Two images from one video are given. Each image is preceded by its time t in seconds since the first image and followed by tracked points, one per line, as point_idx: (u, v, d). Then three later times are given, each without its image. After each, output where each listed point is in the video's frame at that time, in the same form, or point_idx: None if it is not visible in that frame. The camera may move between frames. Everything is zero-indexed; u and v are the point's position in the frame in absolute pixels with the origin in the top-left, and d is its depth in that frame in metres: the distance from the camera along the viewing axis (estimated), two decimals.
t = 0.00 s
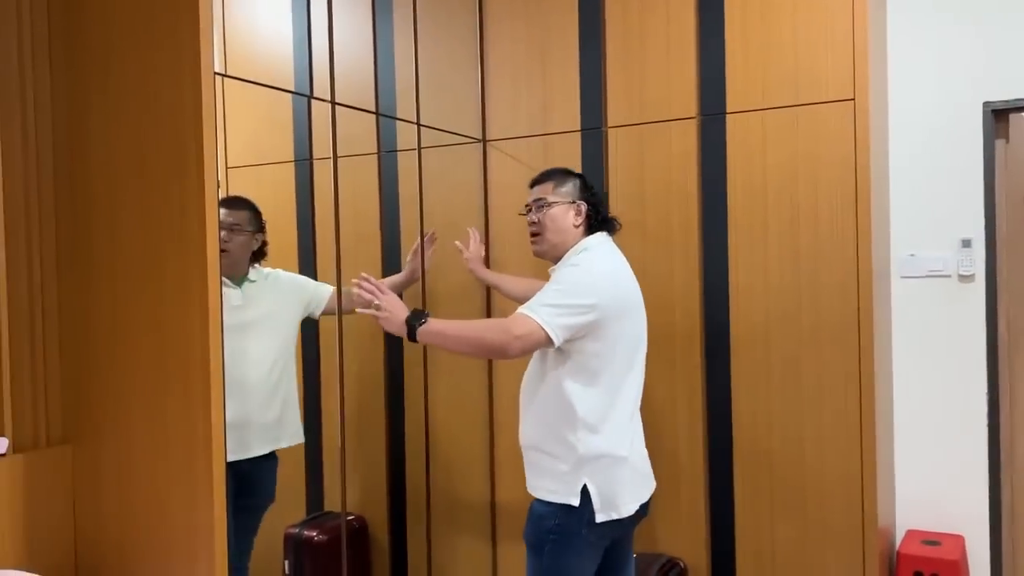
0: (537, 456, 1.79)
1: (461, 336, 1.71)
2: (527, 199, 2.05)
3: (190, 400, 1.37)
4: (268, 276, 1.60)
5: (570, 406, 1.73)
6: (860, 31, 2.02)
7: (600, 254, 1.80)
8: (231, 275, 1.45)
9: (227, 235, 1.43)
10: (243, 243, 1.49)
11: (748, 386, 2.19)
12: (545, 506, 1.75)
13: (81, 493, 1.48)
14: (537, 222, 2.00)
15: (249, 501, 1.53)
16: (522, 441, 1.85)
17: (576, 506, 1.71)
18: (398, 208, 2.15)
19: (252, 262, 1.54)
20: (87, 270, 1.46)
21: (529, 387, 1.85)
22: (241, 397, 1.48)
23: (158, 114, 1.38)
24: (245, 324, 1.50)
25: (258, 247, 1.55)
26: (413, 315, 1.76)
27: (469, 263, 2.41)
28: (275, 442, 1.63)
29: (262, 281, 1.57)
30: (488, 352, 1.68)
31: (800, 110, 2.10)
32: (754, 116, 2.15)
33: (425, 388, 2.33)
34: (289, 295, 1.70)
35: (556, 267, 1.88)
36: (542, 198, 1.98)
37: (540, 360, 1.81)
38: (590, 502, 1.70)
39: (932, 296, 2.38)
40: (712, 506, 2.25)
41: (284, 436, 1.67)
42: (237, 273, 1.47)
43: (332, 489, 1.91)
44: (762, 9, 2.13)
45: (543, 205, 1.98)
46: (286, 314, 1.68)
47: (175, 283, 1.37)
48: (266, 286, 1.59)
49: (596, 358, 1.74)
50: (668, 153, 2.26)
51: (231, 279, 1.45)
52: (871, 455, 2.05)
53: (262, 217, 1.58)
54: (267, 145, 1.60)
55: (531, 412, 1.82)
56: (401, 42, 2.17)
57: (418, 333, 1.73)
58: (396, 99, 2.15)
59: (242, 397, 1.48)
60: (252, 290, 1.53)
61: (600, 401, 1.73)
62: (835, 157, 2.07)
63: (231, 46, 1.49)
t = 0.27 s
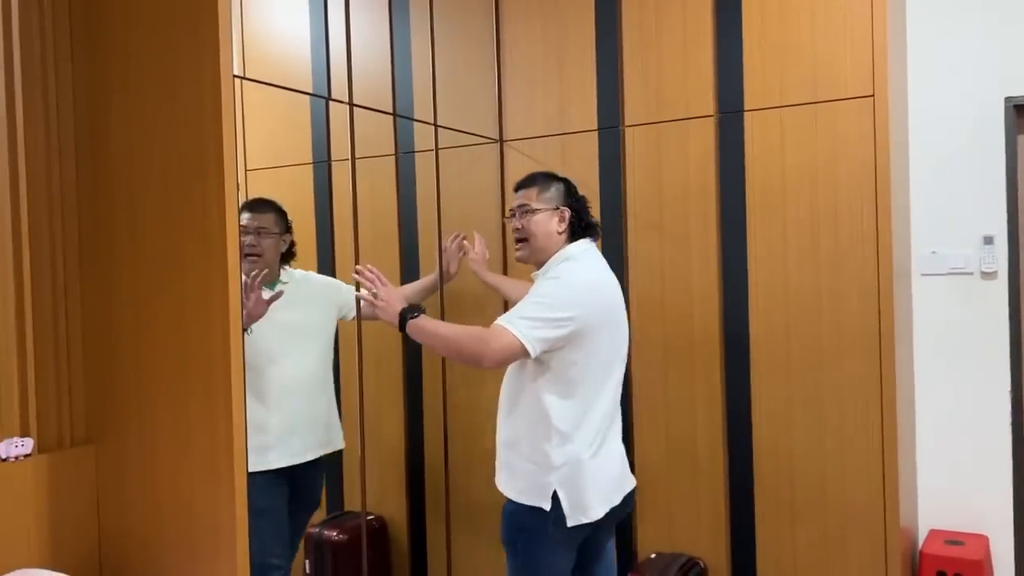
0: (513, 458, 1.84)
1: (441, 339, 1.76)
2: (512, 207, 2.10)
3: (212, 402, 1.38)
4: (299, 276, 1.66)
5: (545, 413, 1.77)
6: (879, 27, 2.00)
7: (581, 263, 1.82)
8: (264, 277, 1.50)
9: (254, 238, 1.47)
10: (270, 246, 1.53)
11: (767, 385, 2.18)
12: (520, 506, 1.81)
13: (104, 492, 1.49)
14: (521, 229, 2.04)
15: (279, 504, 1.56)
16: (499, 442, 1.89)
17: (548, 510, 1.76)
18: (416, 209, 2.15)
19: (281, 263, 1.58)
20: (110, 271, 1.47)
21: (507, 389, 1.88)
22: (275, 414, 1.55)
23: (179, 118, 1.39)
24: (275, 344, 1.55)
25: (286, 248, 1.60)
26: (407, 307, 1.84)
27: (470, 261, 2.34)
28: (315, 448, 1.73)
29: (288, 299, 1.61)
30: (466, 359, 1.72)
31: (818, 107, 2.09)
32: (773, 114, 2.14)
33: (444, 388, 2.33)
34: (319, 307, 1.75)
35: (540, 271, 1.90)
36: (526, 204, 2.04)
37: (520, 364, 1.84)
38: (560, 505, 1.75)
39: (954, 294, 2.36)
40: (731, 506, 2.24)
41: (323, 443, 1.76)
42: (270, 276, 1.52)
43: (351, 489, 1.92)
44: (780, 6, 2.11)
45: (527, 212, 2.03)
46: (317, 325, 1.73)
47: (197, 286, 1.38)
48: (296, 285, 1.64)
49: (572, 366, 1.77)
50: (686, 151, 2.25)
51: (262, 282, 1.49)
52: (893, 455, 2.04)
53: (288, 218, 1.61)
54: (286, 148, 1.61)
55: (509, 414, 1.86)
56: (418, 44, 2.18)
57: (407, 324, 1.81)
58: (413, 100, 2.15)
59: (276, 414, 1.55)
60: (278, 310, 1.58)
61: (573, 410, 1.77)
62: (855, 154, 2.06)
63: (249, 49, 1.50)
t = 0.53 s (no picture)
0: (500, 461, 1.94)
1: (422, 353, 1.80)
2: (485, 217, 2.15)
3: (232, 404, 1.39)
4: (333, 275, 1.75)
5: (527, 421, 1.86)
6: (897, 24, 1.99)
7: (553, 273, 1.88)
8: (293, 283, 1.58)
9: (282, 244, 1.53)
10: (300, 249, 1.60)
11: (786, 385, 2.17)
12: (509, 509, 1.91)
13: (126, 493, 1.50)
14: (495, 238, 2.09)
15: (301, 509, 1.59)
16: (487, 443, 1.99)
17: (532, 512, 1.86)
18: (432, 211, 2.16)
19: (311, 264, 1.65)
20: (130, 274, 1.48)
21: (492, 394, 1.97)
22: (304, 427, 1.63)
23: (198, 122, 1.41)
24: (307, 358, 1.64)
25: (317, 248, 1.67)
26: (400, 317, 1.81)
27: (481, 269, 2.27)
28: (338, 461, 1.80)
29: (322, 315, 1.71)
30: (446, 375, 1.79)
31: (836, 106, 2.08)
32: (790, 114, 2.13)
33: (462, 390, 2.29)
34: (346, 327, 1.81)
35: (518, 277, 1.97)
36: (497, 214, 2.08)
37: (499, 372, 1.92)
38: (544, 507, 1.85)
39: (975, 293, 2.34)
40: (750, 507, 2.23)
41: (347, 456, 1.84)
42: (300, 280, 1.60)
43: (369, 491, 1.93)
44: (797, 4, 2.11)
45: (499, 222, 2.08)
46: (349, 342, 1.83)
47: (217, 289, 1.40)
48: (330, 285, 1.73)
49: (550, 375, 1.85)
50: (703, 151, 2.25)
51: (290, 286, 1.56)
52: (914, 456, 2.02)
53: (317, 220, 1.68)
54: (303, 152, 1.62)
55: (495, 421, 1.96)
56: (434, 47, 2.19)
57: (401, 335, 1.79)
58: (429, 103, 2.16)
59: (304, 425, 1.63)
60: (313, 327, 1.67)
61: (553, 416, 1.85)
62: (873, 152, 2.04)
63: (267, 54, 1.51)
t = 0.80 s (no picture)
0: (506, 464, 1.94)
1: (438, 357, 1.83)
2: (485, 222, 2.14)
3: (252, 406, 1.40)
4: (377, 279, 1.88)
5: (535, 422, 1.87)
6: (915, 24, 1.97)
7: (559, 274, 1.91)
8: (329, 286, 1.70)
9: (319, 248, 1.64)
10: (337, 252, 1.71)
11: (805, 387, 2.16)
12: (518, 512, 1.91)
13: (147, 495, 1.51)
14: (498, 243, 2.10)
15: (326, 513, 1.65)
16: (490, 448, 1.99)
17: (545, 511, 1.87)
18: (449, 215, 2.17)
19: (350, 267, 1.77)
20: (151, 278, 1.50)
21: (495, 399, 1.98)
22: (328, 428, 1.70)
23: (218, 127, 1.42)
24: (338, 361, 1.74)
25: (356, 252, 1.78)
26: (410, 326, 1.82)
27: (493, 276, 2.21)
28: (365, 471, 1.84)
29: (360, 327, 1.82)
30: (464, 379, 1.82)
31: (854, 106, 2.07)
32: (807, 115, 2.12)
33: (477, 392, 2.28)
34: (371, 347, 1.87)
35: (520, 281, 1.99)
36: (500, 219, 2.09)
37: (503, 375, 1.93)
38: (556, 506, 1.86)
39: (996, 295, 2.32)
40: (770, 510, 2.22)
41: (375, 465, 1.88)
42: (336, 282, 1.72)
43: (387, 494, 1.94)
44: (813, 5, 2.10)
45: (502, 226, 2.08)
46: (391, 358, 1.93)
47: (237, 292, 1.41)
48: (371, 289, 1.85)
49: (557, 375, 1.87)
50: (719, 153, 2.24)
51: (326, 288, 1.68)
52: (935, 459, 2.00)
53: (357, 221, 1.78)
54: (321, 157, 1.63)
55: (497, 424, 1.96)
56: (450, 51, 2.20)
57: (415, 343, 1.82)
58: (445, 107, 2.17)
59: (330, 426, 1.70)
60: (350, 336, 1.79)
61: (561, 416, 1.87)
62: (891, 153, 2.03)
63: (284, 60, 1.52)
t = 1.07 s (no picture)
0: (524, 461, 2.04)
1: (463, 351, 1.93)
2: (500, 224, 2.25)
3: (268, 407, 1.41)
4: (418, 285, 1.98)
5: (553, 419, 1.98)
6: (930, 26, 1.96)
7: (574, 275, 2.05)
8: (371, 286, 1.79)
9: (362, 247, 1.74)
10: (379, 253, 1.80)
11: (821, 391, 2.14)
12: (538, 508, 2.03)
13: (164, 497, 1.52)
14: (514, 242, 2.19)
15: (349, 514, 1.68)
16: (505, 447, 2.09)
17: (564, 505, 1.98)
18: (462, 219, 2.17)
19: (392, 270, 1.87)
20: (168, 281, 1.51)
21: (509, 399, 2.08)
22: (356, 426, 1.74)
23: (234, 131, 1.43)
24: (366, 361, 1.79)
25: (399, 256, 1.89)
26: (431, 327, 1.92)
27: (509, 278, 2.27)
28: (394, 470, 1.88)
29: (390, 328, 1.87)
30: (489, 372, 1.92)
31: (869, 109, 2.06)
32: (822, 117, 2.11)
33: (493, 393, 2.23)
34: (394, 352, 1.90)
35: (531, 283, 2.12)
36: (517, 219, 2.20)
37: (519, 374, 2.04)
38: (575, 499, 1.98)
39: (1014, 298, 2.30)
40: (786, 514, 2.21)
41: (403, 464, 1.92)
42: (377, 283, 1.81)
43: (404, 496, 1.93)
44: (828, 7, 2.09)
45: (519, 226, 2.19)
46: (419, 360, 1.98)
47: (253, 295, 1.42)
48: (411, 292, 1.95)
49: (574, 373, 2.00)
50: (733, 156, 2.23)
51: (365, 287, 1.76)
52: (953, 463, 1.99)
53: (399, 226, 1.88)
54: (335, 162, 1.63)
55: (513, 423, 2.06)
56: (463, 56, 2.20)
57: (436, 342, 1.93)
58: (458, 111, 2.17)
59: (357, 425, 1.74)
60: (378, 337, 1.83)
61: (578, 413, 2.00)
62: (907, 155, 2.02)
63: (298, 65, 1.53)
